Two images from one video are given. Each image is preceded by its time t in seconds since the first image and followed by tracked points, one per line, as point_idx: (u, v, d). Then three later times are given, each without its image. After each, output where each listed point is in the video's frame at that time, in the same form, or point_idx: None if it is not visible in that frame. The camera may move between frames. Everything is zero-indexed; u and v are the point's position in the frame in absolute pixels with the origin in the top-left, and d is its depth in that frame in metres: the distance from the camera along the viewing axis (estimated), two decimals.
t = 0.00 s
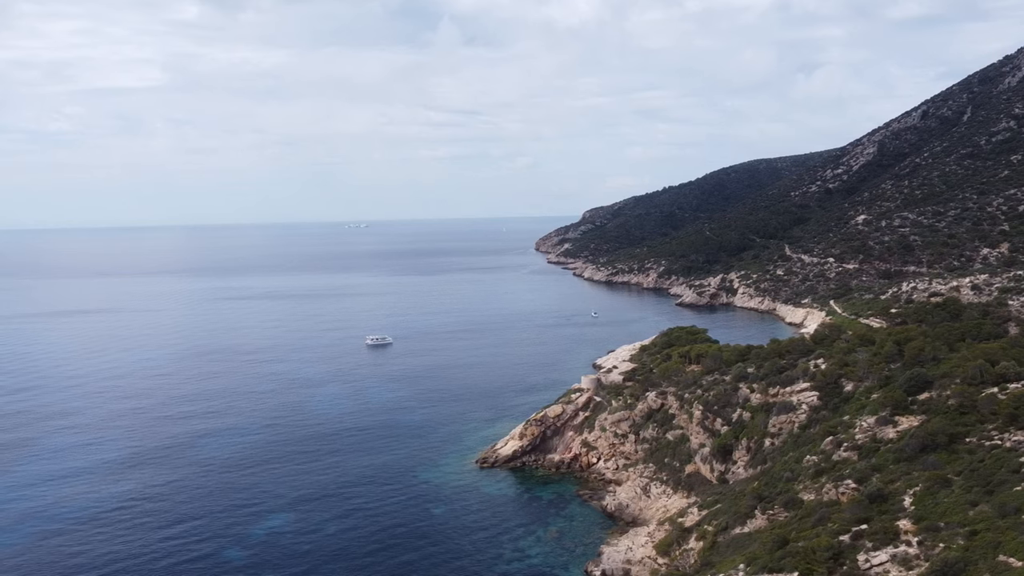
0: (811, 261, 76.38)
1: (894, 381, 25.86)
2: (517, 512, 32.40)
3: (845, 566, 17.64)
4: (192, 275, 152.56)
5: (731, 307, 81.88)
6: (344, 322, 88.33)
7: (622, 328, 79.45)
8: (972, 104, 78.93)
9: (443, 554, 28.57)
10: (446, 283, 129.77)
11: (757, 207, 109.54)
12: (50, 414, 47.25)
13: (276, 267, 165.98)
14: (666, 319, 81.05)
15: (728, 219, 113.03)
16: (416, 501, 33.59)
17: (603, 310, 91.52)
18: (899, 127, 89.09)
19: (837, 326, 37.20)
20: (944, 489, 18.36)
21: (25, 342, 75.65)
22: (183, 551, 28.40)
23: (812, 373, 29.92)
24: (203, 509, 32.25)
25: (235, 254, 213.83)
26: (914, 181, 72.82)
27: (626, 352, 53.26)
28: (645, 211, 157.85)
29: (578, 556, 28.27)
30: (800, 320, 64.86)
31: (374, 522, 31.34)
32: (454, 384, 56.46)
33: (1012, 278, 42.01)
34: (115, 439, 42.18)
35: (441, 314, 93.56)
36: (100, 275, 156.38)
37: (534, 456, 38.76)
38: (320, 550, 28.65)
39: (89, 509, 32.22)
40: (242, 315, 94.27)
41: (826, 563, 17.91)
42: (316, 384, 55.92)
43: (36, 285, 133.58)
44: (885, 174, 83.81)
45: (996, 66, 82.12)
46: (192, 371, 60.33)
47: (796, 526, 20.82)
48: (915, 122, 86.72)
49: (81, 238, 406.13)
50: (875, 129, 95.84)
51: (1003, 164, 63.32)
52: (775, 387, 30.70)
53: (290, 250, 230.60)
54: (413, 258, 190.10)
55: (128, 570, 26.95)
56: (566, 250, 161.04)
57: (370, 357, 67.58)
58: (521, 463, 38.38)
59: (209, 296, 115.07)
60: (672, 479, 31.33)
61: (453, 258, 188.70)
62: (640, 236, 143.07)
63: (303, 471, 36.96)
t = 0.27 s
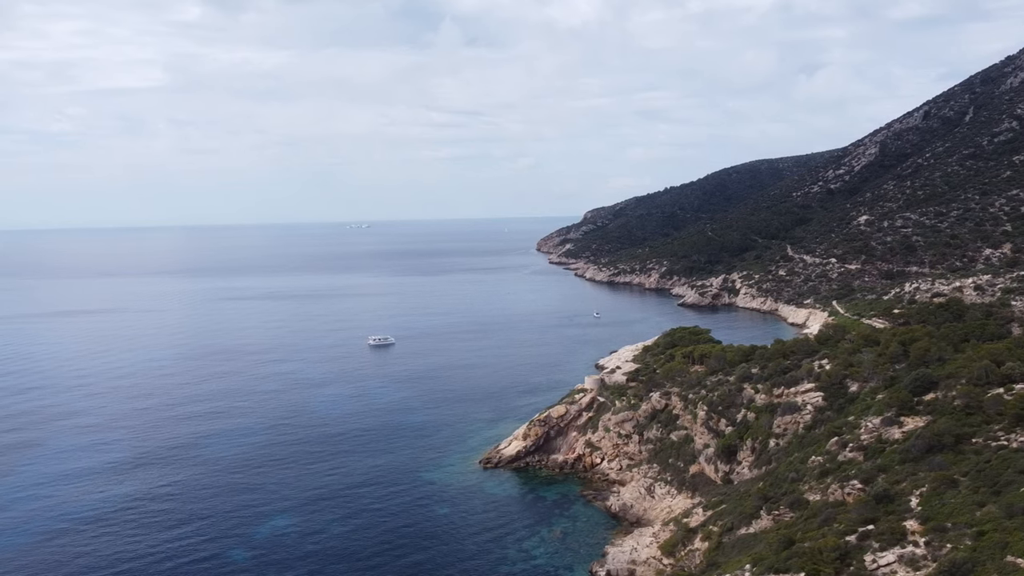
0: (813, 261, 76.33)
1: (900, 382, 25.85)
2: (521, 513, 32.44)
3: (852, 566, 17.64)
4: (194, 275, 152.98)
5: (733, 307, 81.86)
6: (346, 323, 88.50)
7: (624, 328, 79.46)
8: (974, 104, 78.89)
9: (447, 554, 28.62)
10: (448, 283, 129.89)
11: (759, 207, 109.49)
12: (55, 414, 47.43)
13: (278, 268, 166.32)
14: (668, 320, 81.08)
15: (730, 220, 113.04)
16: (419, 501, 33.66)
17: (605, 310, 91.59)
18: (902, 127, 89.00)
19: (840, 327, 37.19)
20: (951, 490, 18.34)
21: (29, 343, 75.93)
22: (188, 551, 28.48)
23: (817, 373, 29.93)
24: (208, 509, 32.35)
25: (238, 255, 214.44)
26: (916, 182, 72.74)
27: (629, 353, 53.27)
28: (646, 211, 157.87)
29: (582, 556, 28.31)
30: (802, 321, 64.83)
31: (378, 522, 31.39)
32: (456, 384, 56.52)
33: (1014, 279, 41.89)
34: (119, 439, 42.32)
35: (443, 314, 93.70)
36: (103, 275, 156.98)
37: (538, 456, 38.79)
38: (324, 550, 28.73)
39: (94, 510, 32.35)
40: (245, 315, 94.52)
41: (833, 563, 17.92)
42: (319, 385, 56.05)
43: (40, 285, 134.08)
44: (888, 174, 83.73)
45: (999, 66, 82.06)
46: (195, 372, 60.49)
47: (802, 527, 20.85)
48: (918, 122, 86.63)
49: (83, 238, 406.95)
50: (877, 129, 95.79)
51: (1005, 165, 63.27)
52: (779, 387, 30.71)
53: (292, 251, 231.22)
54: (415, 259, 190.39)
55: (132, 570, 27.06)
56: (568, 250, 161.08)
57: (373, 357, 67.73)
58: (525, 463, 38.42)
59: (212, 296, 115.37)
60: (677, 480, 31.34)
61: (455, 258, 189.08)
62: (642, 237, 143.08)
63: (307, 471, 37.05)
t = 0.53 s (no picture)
0: (814, 261, 76.31)
1: (903, 382, 25.84)
2: (523, 513, 32.49)
3: (857, 566, 17.66)
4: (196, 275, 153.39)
5: (735, 307, 81.87)
6: (348, 323, 88.70)
7: (625, 329, 79.47)
8: (976, 104, 78.89)
9: (451, 554, 28.70)
10: (449, 283, 130.05)
11: (761, 207, 109.47)
12: (58, 415, 47.60)
13: (280, 268, 166.79)
14: (670, 320, 81.14)
15: (732, 220, 113.05)
16: (422, 501, 33.73)
17: (607, 310, 91.70)
18: (904, 127, 88.94)
19: (843, 327, 37.19)
20: (956, 490, 18.34)
21: (32, 343, 76.20)
22: (192, 551, 28.58)
23: (820, 374, 29.94)
24: (212, 510, 32.45)
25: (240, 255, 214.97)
26: (917, 182, 72.74)
27: (631, 353, 53.37)
28: (648, 211, 157.95)
29: (585, 556, 28.36)
30: (804, 321, 64.83)
31: (381, 522, 31.46)
32: (459, 384, 56.63)
33: (1017, 279, 41.80)
34: (123, 440, 42.47)
35: (444, 314, 93.86)
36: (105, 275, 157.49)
37: (541, 456, 38.79)
38: (328, 550, 28.82)
39: (99, 510, 32.48)
40: (247, 315, 94.79)
41: (838, 563, 17.93)
42: (321, 385, 56.19)
43: (43, 285, 134.57)
44: (890, 174, 83.68)
45: (1001, 66, 82.02)
46: (198, 372, 60.63)
47: (807, 527, 20.88)
48: (919, 123, 86.63)
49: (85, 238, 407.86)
50: (879, 129, 95.75)
51: (1007, 165, 63.26)
52: (783, 388, 30.71)
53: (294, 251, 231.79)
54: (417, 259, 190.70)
55: (137, 571, 27.18)
56: (569, 250, 161.23)
57: (375, 357, 67.86)
58: (528, 463, 38.45)
59: (214, 296, 115.63)
60: (680, 480, 31.37)
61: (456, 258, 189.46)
62: (643, 237, 143.14)
63: (310, 472, 37.12)
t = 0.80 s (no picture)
0: (811, 262, 76.46)
1: (900, 382, 25.86)
2: (521, 513, 32.46)
3: (854, 566, 17.67)
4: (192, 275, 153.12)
5: (732, 308, 81.98)
6: (346, 323, 88.67)
7: (622, 329, 79.48)
8: (972, 104, 79.25)
9: (448, 553, 28.68)
10: (446, 283, 130.05)
11: (758, 207, 109.67)
12: (55, 415, 47.45)
13: (277, 268, 166.64)
14: (667, 320, 81.25)
15: (728, 220, 113.24)
16: (420, 501, 33.70)
17: (603, 310, 91.81)
18: (900, 128, 89.19)
19: (840, 327, 37.25)
20: (953, 490, 18.35)
21: (28, 343, 75.98)
22: (191, 552, 28.49)
23: (817, 374, 29.99)
24: (210, 510, 32.35)
25: (237, 255, 214.79)
26: (914, 182, 72.98)
27: (628, 353, 53.37)
28: (644, 212, 158.17)
29: (582, 556, 28.35)
30: (800, 321, 64.94)
31: (379, 522, 31.44)
32: (456, 384, 56.64)
33: (1012, 279, 41.85)
34: (119, 440, 42.36)
35: (441, 314, 93.89)
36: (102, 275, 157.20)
37: (538, 456, 38.76)
38: (325, 551, 28.78)
39: (96, 511, 32.39)
40: (244, 315, 94.71)
41: (835, 563, 17.95)
42: (319, 385, 56.13)
43: (39, 285, 134.27)
44: (886, 174, 83.92)
45: (996, 67, 82.39)
46: (195, 372, 60.52)
47: (804, 527, 20.92)
48: (914, 124, 86.89)
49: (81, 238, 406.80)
50: (876, 129, 96.02)
51: (1002, 166, 63.52)
52: (780, 388, 30.74)
53: (291, 251, 231.68)
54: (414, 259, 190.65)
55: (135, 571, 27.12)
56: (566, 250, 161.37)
57: (372, 358, 67.84)
58: (525, 463, 38.40)
59: (210, 296, 115.46)
60: (677, 480, 31.38)
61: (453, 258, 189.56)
62: (640, 237, 143.29)
63: (308, 473, 37.03)
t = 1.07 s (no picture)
0: (775, 262, 77.95)
1: (862, 380, 26.41)
2: (489, 513, 32.28)
3: (818, 561, 17.95)
4: (152, 275, 149.15)
5: (698, 307, 83.05)
6: (312, 323, 87.35)
7: (591, 329, 79.83)
8: (931, 108, 82.17)
9: (418, 555, 28.37)
10: (414, 284, 129.10)
11: (723, 208, 111.44)
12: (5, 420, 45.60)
13: (242, 269, 163.45)
14: (634, 320, 81.94)
15: (695, 221, 114.83)
16: (388, 503, 33.27)
17: (572, 310, 92.21)
18: (861, 131, 91.60)
19: (803, 326, 38.01)
20: (913, 486, 18.75)
21: None
22: (152, 558, 27.61)
23: (782, 373, 30.53)
24: (171, 515, 31.40)
25: (200, 256, 210.21)
26: (875, 184, 75.08)
27: (596, 353, 53.58)
28: (612, 212, 159.43)
29: (551, 556, 28.30)
30: (765, 321, 66.09)
31: (347, 524, 30.94)
32: (425, 385, 56.22)
33: (969, 279, 43.13)
34: (75, 444, 40.89)
35: (410, 315, 93.18)
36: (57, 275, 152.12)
37: (506, 457, 38.61)
38: (292, 554, 28.20)
39: (51, 518, 31.17)
40: (207, 316, 92.57)
41: (800, 559, 18.22)
42: (284, 387, 55.08)
43: None
44: (848, 176, 86.11)
45: (953, 72, 85.48)
46: (155, 375, 58.84)
47: (769, 523, 21.21)
48: (877, 126, 89.43)
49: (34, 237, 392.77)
50: (837, 132, 98.53)
51: (961, 168, 65.84)
52: (745, 386, 31.18)
53: (256, 251, 227.56)
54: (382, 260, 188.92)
55: None
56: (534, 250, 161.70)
57: (339, 359, 66.91)
58: (493, 463, 38.19)
59: (171, 297, 112.56)
60: (644, 478, 31.59)
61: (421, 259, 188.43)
62: (608, 237, 144.36)
63: (273, 476, 36.25)
